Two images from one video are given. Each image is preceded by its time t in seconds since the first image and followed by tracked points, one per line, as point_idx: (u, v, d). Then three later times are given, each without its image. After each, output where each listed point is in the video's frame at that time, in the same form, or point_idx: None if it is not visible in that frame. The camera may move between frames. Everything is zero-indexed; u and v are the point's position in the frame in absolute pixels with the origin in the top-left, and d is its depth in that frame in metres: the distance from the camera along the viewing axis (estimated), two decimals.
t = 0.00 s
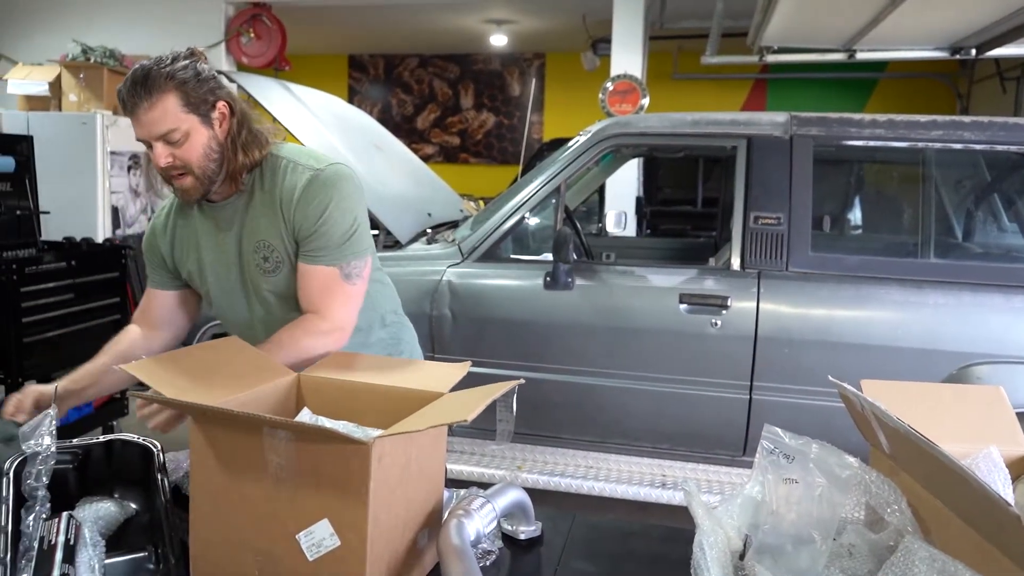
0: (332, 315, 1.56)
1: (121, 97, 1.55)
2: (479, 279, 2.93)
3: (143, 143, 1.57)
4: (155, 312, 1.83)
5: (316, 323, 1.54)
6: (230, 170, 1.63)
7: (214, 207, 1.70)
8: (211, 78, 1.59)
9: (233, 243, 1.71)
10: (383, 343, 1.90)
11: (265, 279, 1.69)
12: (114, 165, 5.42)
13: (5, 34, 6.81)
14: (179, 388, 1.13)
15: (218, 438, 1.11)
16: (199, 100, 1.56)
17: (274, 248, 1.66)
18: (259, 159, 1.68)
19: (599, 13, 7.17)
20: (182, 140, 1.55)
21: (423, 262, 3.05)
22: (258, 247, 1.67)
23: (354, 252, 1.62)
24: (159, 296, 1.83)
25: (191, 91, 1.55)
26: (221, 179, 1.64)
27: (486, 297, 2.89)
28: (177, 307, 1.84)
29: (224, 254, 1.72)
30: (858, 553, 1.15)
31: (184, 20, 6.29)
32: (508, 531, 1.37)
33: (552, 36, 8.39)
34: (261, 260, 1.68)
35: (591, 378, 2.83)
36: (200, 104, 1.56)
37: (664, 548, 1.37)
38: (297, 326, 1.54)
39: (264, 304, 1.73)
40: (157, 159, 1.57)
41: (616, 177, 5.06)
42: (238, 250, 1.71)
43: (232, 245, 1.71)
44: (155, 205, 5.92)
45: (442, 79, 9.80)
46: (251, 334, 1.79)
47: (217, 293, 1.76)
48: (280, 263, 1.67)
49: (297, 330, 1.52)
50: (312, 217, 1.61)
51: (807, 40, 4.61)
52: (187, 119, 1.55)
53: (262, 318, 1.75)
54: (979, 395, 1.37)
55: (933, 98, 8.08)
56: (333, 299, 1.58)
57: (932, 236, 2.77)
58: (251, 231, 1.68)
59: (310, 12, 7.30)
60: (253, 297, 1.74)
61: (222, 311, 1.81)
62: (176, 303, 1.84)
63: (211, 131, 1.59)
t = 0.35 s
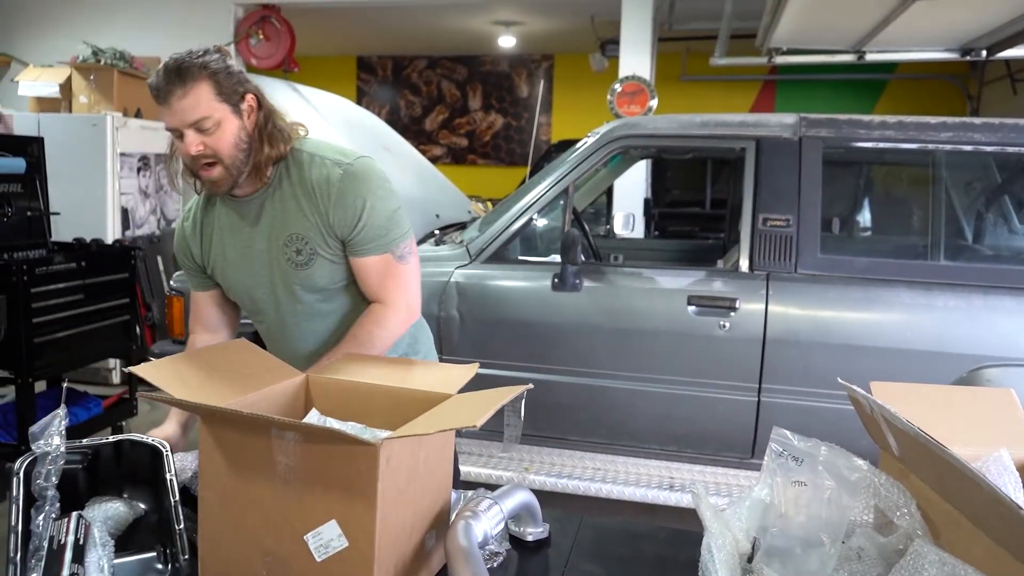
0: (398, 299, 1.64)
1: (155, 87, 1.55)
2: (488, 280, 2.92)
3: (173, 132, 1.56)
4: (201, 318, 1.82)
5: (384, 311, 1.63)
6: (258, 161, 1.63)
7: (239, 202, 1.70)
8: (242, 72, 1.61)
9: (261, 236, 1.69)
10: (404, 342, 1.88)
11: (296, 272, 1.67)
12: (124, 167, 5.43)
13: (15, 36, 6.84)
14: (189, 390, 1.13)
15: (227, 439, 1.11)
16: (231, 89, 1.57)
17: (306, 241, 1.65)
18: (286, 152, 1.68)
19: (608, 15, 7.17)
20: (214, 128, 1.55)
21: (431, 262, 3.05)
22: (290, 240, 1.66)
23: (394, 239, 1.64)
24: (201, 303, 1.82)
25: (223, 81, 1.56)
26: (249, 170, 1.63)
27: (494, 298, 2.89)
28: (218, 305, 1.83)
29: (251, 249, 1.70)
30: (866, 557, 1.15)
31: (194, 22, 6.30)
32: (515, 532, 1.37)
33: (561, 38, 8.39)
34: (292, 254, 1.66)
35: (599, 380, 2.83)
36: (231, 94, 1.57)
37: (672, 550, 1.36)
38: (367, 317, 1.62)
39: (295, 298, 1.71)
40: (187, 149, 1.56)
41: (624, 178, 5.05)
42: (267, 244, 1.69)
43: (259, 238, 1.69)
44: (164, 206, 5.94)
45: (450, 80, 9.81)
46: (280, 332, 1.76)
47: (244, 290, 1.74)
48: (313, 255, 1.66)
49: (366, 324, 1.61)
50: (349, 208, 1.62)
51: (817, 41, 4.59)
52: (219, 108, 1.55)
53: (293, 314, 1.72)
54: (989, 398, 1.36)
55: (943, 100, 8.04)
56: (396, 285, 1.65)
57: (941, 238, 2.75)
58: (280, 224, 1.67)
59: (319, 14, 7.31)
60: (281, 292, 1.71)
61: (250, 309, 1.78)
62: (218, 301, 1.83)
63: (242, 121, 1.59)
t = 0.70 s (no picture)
0: (446, 281, 1.71)
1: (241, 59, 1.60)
2: (488, 279, 2.92)
3: (256, 103, 1.60)
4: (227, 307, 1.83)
5: (442, 298, 1.70)
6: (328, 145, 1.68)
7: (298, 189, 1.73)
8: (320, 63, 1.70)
9: (320, 224, 1.70)
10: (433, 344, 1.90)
11: (357, 259, 1.69)
12: (124, 168, 5.43)
13: (16, 37, 6.84)
14: (191, 392, 1.13)
15: (228, 440, 1.11)
16: (315, 73, 1.65)
17: (370, 227, 1.68)
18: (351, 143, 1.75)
19: (608, 16, 7.17)
20: (299, 103, 1.61)
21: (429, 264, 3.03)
22: (353, 227, 1.69)
23: (454, 228, 1.74)
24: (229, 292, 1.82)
25: (309, 65, 1.64)
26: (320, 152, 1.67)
27: (494, 299, 2.89)
28: (246, 296, 1.85)
29: (309, 237, 1.71)
30: (867, 557, 1.14)
31: (193, 23, 6.29)
32: (515, 533, 1.37)
33: (561, 39, 8.39)
34: (354, 241, 1.68)
35: (599, 381, 2.82)
36: (315, 77, 1.65)
37: (672, 550, 1.36)
38: (428, 304, 1.69)
39: (351, 288, 1.72)
40: (269, 121, 1.60)
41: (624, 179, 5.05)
42: (328, 232, 1.70)
43: (318, 226, 1.71)
44: (164, 207, 5.94)
45: (450, 81, 9.81)
46: (330, 325, 1.75)
47: (297, 279, 1.73)
48: (376, 242, 1.68)
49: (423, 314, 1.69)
50: (415, 196, 1.69)
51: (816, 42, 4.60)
52: (305, 86, 1.62)
53: (347, 304, 1.73)
54: (988, 397, 1.36)
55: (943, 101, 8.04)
56: (446, 269, 1.72)
57: (942, 239, 2.75)
58: (342, 211, 1.70)
59: (319, 15, 7.32)
60: (338, 281, 1.71)
61: (298, 301, 1.76)
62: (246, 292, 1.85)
63: (320, 105, 1.66)
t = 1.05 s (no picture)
0: (531, 279, 1.74)
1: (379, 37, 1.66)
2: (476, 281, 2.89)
3: (386, 78, 1.64)
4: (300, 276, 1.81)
5: (527, 296, 1.71)
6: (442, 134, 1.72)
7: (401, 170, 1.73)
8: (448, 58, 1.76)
9: (418, 207, 1.70)
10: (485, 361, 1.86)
11: (451, 246, 1.69)
12: (109, 169, 5.39)
13: None
14: (177, 393, 1.13)
15: (216, 443, 1.11)
16: (443, 64, 1.71)
17: (468, 216, 1.70)
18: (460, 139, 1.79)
19: (594, 16, 7.18)
20: (427, 87, 1.66)
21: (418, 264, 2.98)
22: (451, 214, 1.70)
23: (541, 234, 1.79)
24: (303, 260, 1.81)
25: (441, 55, 1.70)
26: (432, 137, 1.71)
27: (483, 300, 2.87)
28: (318, 271, 1.83)
29: (405, 219, 1.70)
30: (853, 555, 1.15)
31: (178, 23, 6.25)
32: (504, 534, 1.37)
33: (548, 40, 8.40)
34: (451, 227, 1.69)
35: (588, 381, 2.82)
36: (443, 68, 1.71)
37: (661, 549, 1.37)
38: (516, 300, 1.70)
39: (439, 276, 1.71)
40: (397, 97, 1.64)
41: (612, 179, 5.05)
42: (425, 214, 1.70)
43: (416, 209, 1.70)
44: (150, 208, 5.89)
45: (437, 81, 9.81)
46: (409, 309, 1.72)
47: (384, 260, 1.71)
48: (472, 231, 1.69)
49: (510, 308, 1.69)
50: (514, 195, 1.73)
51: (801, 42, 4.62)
52: (434, 73, 1.67)
53: (431, 290, 1.71)
54: (972, 393, 1.37)
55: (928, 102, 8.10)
56: (532, 267, 1.75)
57: (926, 239, 2.77)
58: (442, 196, 1.71)
59: (306, 14, 7.29)
60: (427, 266, 1.70)
61: (379, 285, 1.73)
62: (320, 269, 1.83)
63: (442, 95, 1.71)
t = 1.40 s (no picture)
0: (592, 262, 1.87)
1: (460, 38, 1.69)
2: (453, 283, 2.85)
3: (466, 75, 1.67)
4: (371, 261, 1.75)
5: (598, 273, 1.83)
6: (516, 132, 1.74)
7: (479, 162, 1.73)
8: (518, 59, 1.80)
9: (497, 196, 1.71)
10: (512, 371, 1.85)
11: (531, 234, 1.72)
12: (82, 170, 5.32)
13: None
14: (152, 396, 1.11)
15: (193, 446, 1.09)
16: (517, 64, 1.75)
17: (543, 205, 1.74)
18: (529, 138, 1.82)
19: (571, 16, 7.19)
20: (505, 85, 1.69)
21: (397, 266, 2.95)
22: (528, 203, 1.73)
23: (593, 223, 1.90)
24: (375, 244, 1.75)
25: (515, 56, 1.74)
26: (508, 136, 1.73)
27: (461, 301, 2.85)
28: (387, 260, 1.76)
29: (484, 208, 1.70)
30: (829, 550, 1.17)
31: (153, 23, 6.18)
32: (483, 534, 1.37)
33: (525, 40, 8.41)
34: (529, 215, 1.72)
35: (567, 380, 2.82)
36: (517, 67, 1.74)
37: (640, 547, 1.37)
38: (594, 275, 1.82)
39: (519, 265, 1.73)
40: (477, 95, 1.66)
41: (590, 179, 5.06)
42: (504, 204, 1.71)
43: (497, 197, 1.71)
44: (125, 210, 5.82)
45: (416, 82, 9.78)
46: (485, 299, 1.72)
47: (466, 248, 1.69)
48: (547, 219, 1.74)
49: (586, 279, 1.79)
50: (578, 185, 1.81)
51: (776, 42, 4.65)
52: (510, 72, 1.70)
53: (508, 279, 1.73)
54: (946, 391, 1.39)
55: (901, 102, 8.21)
56: (590, 252, 1.88)
57: (899, 237, 2.84)
58: (519, 185, 1.73)
59: (282, 14, 7.24)
60: (508, 255, 1.72)
61: (457, 273, 1.70)
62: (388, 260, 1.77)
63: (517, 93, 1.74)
